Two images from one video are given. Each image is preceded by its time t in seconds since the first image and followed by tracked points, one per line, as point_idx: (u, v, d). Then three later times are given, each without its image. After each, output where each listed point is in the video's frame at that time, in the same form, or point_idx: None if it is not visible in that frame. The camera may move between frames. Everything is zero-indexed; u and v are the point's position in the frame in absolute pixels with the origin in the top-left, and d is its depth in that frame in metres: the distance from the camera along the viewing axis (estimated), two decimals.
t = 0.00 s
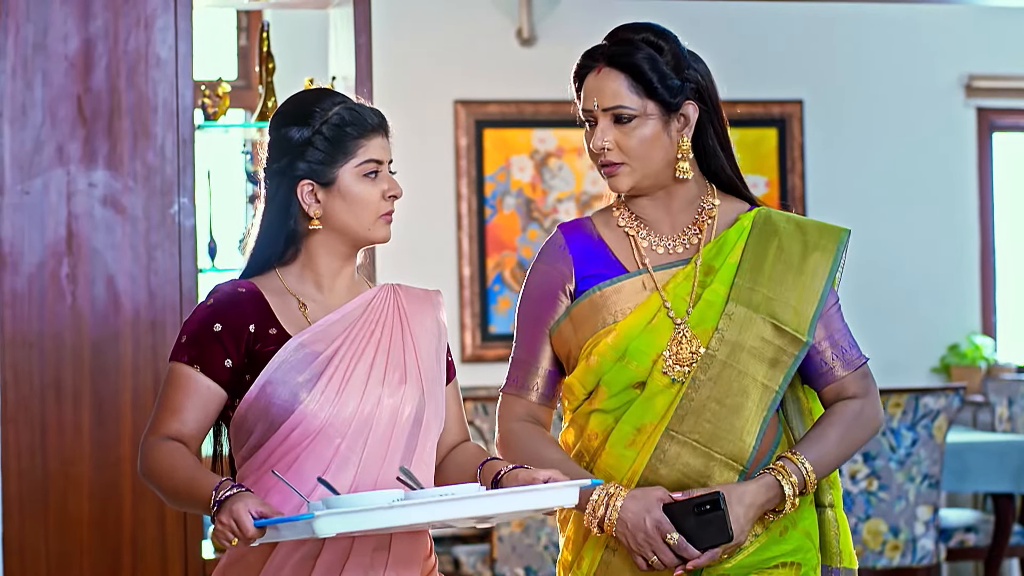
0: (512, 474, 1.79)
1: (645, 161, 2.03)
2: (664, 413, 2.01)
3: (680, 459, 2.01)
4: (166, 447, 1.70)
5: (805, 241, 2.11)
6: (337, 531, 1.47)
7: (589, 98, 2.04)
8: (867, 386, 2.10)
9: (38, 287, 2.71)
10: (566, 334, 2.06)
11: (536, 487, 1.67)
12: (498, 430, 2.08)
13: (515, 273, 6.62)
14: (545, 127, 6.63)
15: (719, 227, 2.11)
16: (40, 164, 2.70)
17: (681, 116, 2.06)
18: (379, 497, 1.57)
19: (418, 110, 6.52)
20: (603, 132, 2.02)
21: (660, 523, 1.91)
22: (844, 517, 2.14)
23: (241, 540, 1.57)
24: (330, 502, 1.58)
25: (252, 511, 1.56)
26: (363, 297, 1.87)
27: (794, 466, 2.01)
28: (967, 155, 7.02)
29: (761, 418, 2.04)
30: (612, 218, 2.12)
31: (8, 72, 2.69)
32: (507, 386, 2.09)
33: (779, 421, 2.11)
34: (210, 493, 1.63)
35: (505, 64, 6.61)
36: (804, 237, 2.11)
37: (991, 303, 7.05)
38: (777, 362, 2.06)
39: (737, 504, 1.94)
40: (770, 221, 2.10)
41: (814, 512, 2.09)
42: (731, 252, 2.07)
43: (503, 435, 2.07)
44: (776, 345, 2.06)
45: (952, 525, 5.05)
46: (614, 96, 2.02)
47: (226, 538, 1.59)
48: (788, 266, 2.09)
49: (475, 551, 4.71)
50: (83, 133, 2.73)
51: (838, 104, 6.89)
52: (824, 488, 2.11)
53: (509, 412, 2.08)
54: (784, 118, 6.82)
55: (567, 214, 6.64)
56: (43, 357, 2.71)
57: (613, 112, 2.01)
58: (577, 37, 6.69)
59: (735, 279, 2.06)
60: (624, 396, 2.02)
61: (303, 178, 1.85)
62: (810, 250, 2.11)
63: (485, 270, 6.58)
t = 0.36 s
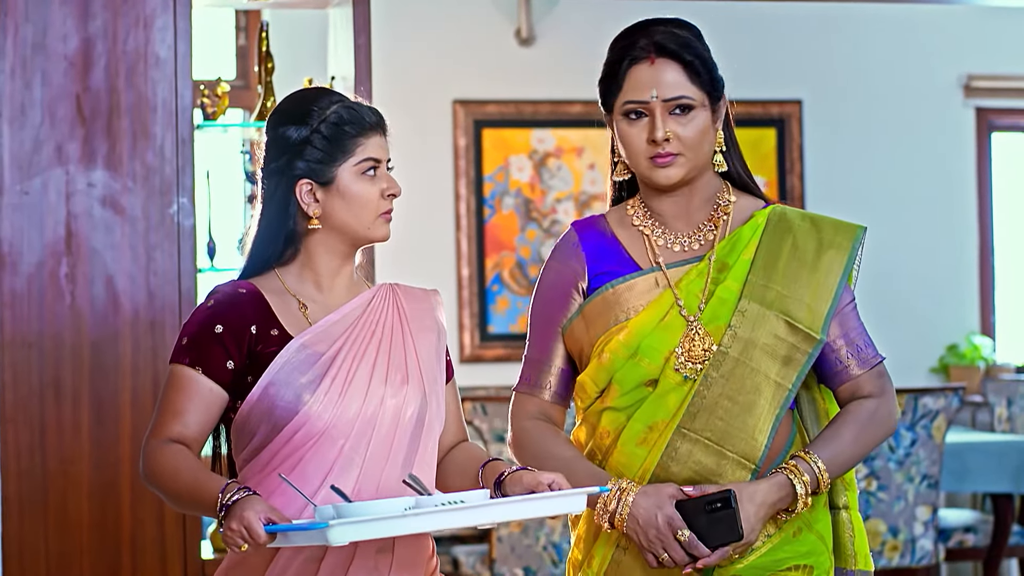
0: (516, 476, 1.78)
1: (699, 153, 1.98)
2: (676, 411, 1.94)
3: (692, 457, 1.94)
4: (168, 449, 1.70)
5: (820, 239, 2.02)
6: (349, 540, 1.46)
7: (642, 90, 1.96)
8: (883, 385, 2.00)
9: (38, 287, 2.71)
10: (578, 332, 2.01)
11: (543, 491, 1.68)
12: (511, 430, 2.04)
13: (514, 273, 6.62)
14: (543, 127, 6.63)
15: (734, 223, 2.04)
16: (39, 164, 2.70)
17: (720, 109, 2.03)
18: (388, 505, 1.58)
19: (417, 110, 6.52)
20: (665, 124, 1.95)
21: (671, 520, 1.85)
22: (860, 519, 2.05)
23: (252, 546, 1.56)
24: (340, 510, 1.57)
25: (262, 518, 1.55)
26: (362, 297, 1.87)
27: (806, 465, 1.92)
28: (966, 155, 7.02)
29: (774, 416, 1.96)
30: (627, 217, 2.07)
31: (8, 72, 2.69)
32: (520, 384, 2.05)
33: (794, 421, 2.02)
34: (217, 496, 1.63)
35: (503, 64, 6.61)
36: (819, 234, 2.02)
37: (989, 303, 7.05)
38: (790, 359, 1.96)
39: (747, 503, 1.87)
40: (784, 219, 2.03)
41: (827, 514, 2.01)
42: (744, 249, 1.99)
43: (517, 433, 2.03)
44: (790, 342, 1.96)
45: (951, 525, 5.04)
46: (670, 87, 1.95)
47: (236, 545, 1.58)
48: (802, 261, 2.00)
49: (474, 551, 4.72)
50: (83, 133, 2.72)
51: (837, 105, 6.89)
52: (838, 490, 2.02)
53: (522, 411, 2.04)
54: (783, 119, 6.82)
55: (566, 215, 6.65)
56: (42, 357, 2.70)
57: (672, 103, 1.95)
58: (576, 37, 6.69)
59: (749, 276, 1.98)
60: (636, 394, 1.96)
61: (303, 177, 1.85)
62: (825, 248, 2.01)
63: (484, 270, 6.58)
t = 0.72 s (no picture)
0: (521, 476, 1.78)
1: (727, 157, 1.98)
2: (684, 410, 1.93)
3: (700, 457, 1.94)
4: (174, 452, 1.71)
5: (831, 240, 2.01)
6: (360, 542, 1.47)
7: (677, 89, 1.96)
8: (897, 388, 1.99)
9: (40, 289, 2.71)
10: (588, 333, 2.02)
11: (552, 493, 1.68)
12: (522, 434, 2.05)
13: (516, 275, 6.62)
14: (546, 130, 6.63)
15: (747, 224, 2.04)
16: (42, 166, 2.71)
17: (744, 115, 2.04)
18: (396, 507, 1.59)
19: (420, 112, 6.52)
20: (698, 125, 1.95)
21: (677, 519, 1.85)
22: (874, 524, 2.04)
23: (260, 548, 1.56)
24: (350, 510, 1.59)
25: (271, 520, 1.56)
26: (366, 300, 1.87)
27: (815, 466, 1.91)
28: (969, 158, 7.02)
29: (783, 416, 1.95)
30: (639, 218, 2.07)
31: (10, 75, 2.70)
32: (532, 385, 2.06)
33: (807, 424, 2.02)
34: (225, 497, 1.65)
35: (506, 66, 6.61)
36: (831, 236, 2.02)
37: (992, 306, 7.05)
38: (799, 359, 1.96)
39: (755, 503, 1.86)
40: (797, 221, 2.02)
41: (841, 519, 2.00)
42: (755, 249, 1.99)
43: (528, 435, 2.03)
44: (799, 342, 1.96)
45: (954, 528, 5.03)
46: (705, 89, 1.96)
47: (244, 547, 1.58)
48: (813, 262, 2.00)
49: (475, 554, 4.72)
50: (85, 135, 2.73)
51: (840, 107, 6.89)
52: (852, 495, 2.02)
53: (533, 412, 2.04)
54: (785, 122, 6.82)
55: (569, 218, 6.65)
56: (44, 359, 2.71)
57: (706, 105, 1.95)
58: (578, 40, 6.69)
59: (758, 276, 1.98)
60: (644, 394, 1.95)
61: (304, 179, 1.85)
62: (836, 249, 2.00)
63: (486, 273, 6.59)
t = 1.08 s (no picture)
0: (517, 475, 1.78)
1: (724, 160, 1.99)
2: (688, 412, 1.94)
3: (705, 458, 1.94)
4: (171, 453, 1.70)
5: (831, 243, 2.02)
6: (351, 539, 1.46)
7: (677, 90, 1.96)
8: (895, 389, 1.99)
9: (35, 289, 2.71)
10: (588, 334, 2.02)
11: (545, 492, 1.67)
12: (518, 436, 2.05)
13: (511, 275, 6.62)
14: (542, 130, 6.64)
15: (746, 227, 2.04)
16: (37, 166, 2.71)
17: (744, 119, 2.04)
18: (388, 506, 1.58)
19: (415, 112, 6.52)
20: (695, 126, 1.95)
21: (683, 521, 1.85)
22: (870, 525, 2.05)
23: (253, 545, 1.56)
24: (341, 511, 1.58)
25: (263, 518, 1.56)
26: (362, 299, 1.87)
27: (819, 466, 1.92)
28: (964, 158, 7.03)
29: (787, 418, 1.95)
30: (637, 221, 2.07)
31: (5, 75, 2.69)
32: (528, 388, 2.06)
33: (805, 426, 2.02)
34: (220, 497, 1.64)
35: (501, 66, 6.61)
36: (830, 239, 2.02)
37: (987, 305, 7.06)
38: (802, 361, 1.96)
39: (760, 503, 1.87)
40: (795, 224, 2.03)
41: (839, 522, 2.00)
42: (755, 251, 2.00)
43: (524, 437, 2.03)
44: (802, 343, 1.96)
45: (948, 528, 5.04)
46: (705, 91, 1.96)
47: (238, 545, 1.58)
48: (812, 266, 2.00)
49: (470, 553, 4.73)
50: (80, 135, 2.73)
51: (835, 107, 6.90)
52: (849, 497, 2.02)
53: (529, 416, 2.04)
54: (781, 122, 6.83)
55: (564, 218, 6.66)
56: (40, 358, 2.71)
57: (705, 107, 1.96)
58: (574, 39, 6.69)
59: (760, 277, 1.98)
60: (647, 396, 1.96)
61: (298, 177, 1.86)
62: (835, 252, 2.01)
63: (481, 273, 6.59)
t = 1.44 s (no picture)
0: (512, 475, 1.78)
1: (721, 163, 1.98)
2: (684, 414, 1.93)
3: (700, 461, 1.94)
4: (166, 454, 1.70)
5: (826, 246, 2.01)
6: (338, 537, 1.48)
7: (675, 92, 1.96)
8: (890, 391, 2.00)
9: (30, 289, 2.70)
10: (584, 336, 2.02)
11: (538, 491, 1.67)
12: (515, 437, 2.05)
13: (506, 275, 6.62)
14: (537, 130, 6.64)
15: (743, 230, 2.04)
16: (32, 166, 2.70)
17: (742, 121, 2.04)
18: (381, 504, 1.58)
19: (410, 112, 6.52)
20: (691, 129, 1.95)
21: (679, 523, 1.85)
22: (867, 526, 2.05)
23: (243, 544, 1.56)
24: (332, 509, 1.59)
25: (254, 517, 1.56)
26: (359, 298, 1.87)
27: (814, 468, 1.92)
28: (958, 158, 7.04)
29: (782, 419, 1.95)
30: (633, 223, 2.07)
31: None
32: (524, 390, 2.06)
33: (801, 427, 2.02)
34: (214, 497, 1.64)
35: (496, 66, 6.60)
36: (825, 241, 2.02)
37: (982, 305, 7.07)
38: (798, 363, 1.96)
39: (755, 505, 1.87)
40: (790, 226, 2.03)
41: (835, 523, 2.00)
42: (751, 254, 2.00)
43: (521, 439, 2.04)
44: (798, 346, 1.96)
45: (943, 528, 5.04)
46: (703, 94, 1.96)
47: (228, 542, 1.58)
48: (808, 268, 2.00)
49: (466, 552, 4.73)
50: (74, 135, 2.72)
51: (830, 107, 6.90)
52: (845, 499, 2.01)
53: (526, 417, 2.04)
54: (775, 122, 6.84)
55: (559, 217, 6.66)
56: (34, 358, 2.70)
57: (703, 110, 1.96)
58: (569, 39, 6.69)
59: (756, 280, 1.98)
60: (643, 398, 1.95)
61: (291, 177, 1.85)
62: (831, 255, 2.00)
63: (476, 273, 6.59)
